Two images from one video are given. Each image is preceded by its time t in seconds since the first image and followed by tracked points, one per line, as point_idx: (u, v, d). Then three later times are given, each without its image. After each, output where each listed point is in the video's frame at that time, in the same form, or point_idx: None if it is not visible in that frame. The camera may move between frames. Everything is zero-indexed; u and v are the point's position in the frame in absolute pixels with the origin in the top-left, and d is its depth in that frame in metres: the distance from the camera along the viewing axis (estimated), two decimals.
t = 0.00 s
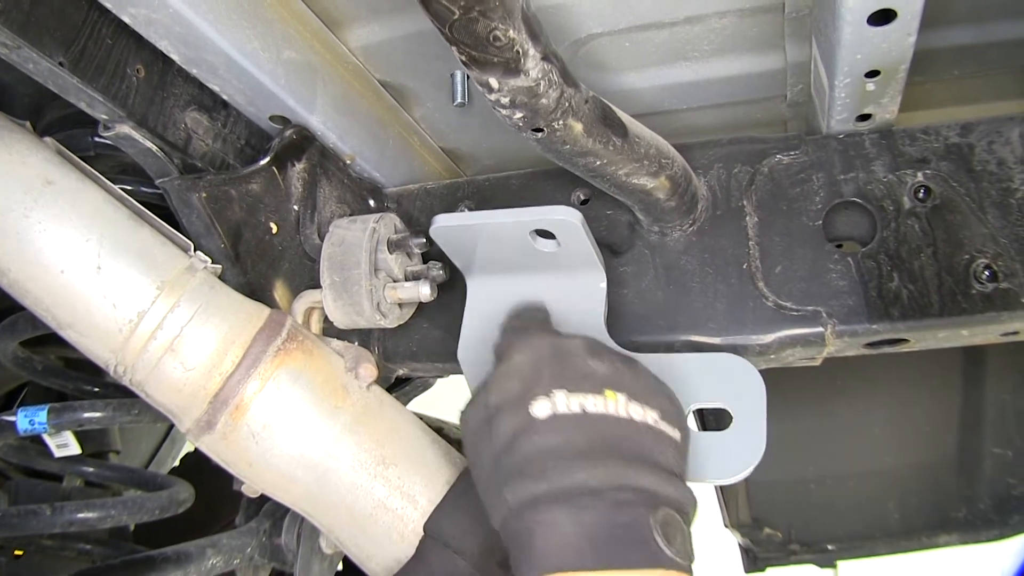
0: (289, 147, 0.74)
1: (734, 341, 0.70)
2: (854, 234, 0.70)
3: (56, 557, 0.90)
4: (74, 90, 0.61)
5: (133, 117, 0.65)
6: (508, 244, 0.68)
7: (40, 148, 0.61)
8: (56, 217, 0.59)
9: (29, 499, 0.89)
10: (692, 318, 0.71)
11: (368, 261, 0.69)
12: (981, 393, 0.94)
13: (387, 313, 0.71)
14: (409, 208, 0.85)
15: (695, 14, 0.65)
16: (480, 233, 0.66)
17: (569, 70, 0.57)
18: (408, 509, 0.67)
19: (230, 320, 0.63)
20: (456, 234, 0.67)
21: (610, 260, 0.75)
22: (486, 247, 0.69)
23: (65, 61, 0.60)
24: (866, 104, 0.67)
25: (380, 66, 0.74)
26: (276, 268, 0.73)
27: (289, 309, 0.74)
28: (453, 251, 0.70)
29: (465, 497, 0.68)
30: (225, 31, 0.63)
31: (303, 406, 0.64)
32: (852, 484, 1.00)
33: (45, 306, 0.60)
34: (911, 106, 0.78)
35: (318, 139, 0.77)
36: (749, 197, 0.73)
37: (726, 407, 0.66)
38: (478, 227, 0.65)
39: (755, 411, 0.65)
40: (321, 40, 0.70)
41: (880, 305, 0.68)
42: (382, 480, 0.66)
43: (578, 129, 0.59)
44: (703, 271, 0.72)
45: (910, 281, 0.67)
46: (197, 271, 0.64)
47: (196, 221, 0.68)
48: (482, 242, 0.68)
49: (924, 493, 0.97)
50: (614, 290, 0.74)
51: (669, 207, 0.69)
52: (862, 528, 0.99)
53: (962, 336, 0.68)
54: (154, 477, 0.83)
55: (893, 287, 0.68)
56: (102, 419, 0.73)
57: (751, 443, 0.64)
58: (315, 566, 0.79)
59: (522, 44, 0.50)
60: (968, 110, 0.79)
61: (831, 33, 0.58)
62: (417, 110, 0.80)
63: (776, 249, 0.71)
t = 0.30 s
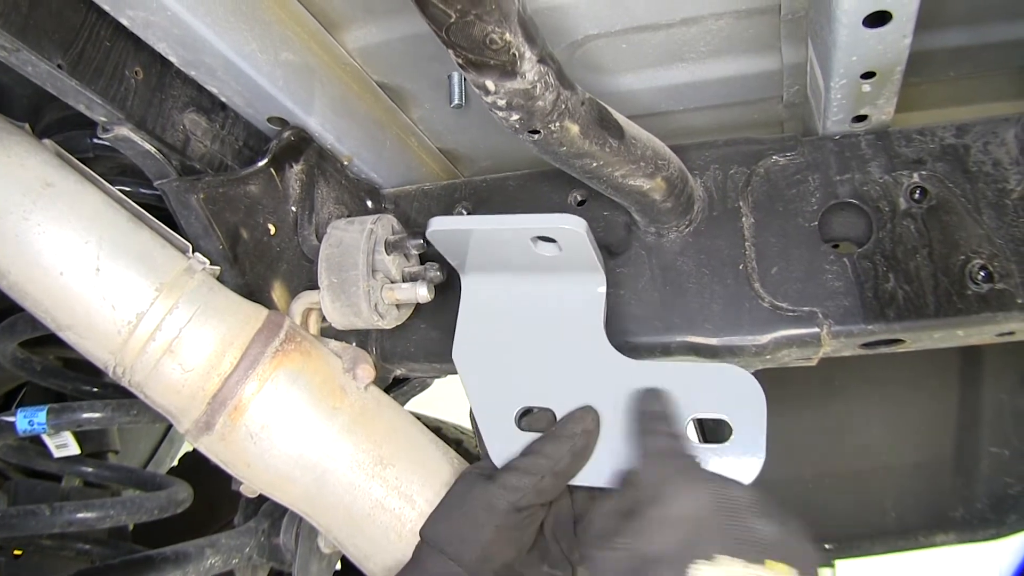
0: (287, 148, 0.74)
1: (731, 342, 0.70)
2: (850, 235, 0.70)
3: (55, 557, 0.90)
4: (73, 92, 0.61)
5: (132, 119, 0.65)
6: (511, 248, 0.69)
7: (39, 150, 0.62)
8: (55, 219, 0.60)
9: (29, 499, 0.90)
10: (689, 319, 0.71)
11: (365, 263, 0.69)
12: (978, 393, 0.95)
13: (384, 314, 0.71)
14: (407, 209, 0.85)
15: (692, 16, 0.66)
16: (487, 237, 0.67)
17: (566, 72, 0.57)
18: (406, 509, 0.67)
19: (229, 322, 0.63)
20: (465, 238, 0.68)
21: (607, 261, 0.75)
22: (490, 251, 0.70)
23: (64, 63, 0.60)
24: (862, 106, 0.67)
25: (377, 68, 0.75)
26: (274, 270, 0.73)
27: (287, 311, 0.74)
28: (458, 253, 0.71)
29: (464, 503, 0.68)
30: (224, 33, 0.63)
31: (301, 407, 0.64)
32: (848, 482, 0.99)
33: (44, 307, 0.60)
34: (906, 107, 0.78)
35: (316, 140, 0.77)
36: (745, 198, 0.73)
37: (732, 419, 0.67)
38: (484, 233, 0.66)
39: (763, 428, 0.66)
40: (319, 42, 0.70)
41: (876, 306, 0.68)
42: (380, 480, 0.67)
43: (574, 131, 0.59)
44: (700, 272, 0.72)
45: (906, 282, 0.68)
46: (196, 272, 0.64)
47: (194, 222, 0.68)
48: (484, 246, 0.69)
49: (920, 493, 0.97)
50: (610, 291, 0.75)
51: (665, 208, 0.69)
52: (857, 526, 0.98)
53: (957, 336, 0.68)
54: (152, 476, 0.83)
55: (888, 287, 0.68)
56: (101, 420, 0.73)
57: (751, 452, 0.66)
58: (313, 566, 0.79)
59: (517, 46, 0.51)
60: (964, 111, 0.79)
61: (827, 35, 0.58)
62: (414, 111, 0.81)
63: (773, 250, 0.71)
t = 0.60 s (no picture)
0: (286, 150, 0.74)
1: (728, 343, 0.70)
2: (848, 236, 0.71)
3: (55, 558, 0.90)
4: (72, 95, 0.62)
5: (131, 121, 0.65)
6: (503, 251, 0.69)
7: (39, 152, 0.62)
8: (55, 221, 0.60)
9: (29, 500, 0.90)
10: (686, 319, 0.72)
11: (364, 264, 0.69)
12: (976, 393, 0.94)
13: (383, 316, 0.71)
14: (405, 210, 0.85)
15: (689, 17, 0.66)
16: (480, 239, 0.67)
17: (564, 74, 0.58)
18: (404, 510, 0.67)
19: (228, 324, 0.63)
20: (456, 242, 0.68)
21: (605, 262, 0.76)
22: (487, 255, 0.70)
23: (63, 66, 0.60)
24: (859, 107, 0.67)
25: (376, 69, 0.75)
26: (273, 271, 0.74)
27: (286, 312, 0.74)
28: (451, 258, 0.71)
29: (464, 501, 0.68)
30: (223, 36, 0.63)
31: (300, 409, 0.64)
32: (847, 482, 0.98)
33: (44, 309, 0.60)
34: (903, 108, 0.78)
35: (314, 142, 0.77)
36: (743, 199, 0.73)
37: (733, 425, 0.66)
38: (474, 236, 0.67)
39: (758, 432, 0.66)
40: (317, 44, 0.71)
41: (873, 306, 0.68)
42: (379, 481, 0.67)
43: (572, 133, 0.60)
44: (698, 273, 0.73)
45: (903, 282, 0.68)
46: (195, 274, 0.64)
47: (193, 224, 0.68)
48: (478, 248, 0.69)
49: (918, 492, 0.97)
50: (608, 291, 0.75)
51: (663, 210, 0.70)
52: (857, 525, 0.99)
53: (954, 337, 0.69)
54: (152, 477, 0.83)
55: (885, 288, 0.68)
56: (100, 421, 0.74)
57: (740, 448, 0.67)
58: (313, 566, 0.80)
59: (515, 49, 0.51)
60: (961, 111, 0.79)
61: (825, 37, 0.58)
62: (413, 112, 0.81)
63: (770, 251, 0.71)
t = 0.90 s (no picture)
0: (286, 150, 0.74)
1: (727, 344, 0.70)
2: (847, 237, 0.71)
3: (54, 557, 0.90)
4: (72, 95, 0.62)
5: (131, 122, 0.65)
6: (513, 249, 0.70)
7: (39, 152, 0.62)
8: (55, 221, 0.60)
9: (28, 500, 0.90)
10: (686, 320, 0.72)
11: (364, 265, 0.69)
12: (975, 393, 0.94)
13: (383, 316, 0.71)
14: (405, 211, 0.86)
15: (689, 18, 0.66)
16: (489, 233, 0.68)
17: (563, 75, 0.58)
18: (404, 510, 0.68)
19: (228, 324, 0.63)
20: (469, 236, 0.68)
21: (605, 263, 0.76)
22: (495, 252, 0.71)
23: (63, 66, 0.61)
24: (858, 108, 0.67)
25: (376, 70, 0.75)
26: (273, 272, 0.74)
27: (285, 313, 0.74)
28: (464, 252, 0.72)
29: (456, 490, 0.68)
30: (223, 36, 0.63)
31: (300, 409, 0.64)
32: (845, 485, 0.98)
33: (44, 309, 0.61)
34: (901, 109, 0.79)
35: (314, 142, 0.77)
36: (743, 200, 0.73)
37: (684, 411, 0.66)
38: (484, 229, 0.67)
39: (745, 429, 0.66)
40: (317, 44, 0.71)
41: (872, 307, 0.68)
42: (379, 481, 0.67)
43: (572, 134, 0.60)
44: (697, 274, 0.73)
45: (902, 283, 0.68)
46: (195, 275, 0.64)
47: (193, 225, 0.68)
48: (485, 243, 0.70)
49: (916, 491, 0.97)
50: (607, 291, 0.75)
51: (662, 211, 0.70)
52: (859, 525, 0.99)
53: (953, 338, 0.69)
54: (152, 477, 0.83)
55: (884, 289, 0.68)
56: (100, 421, 0.74)
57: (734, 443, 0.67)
58: (312, 566, 0.80)
59: (515, 50, 0.51)
60: (960, 112, 0.80)
61: (824, 38, 0.58)
62: (412, 113, 0.81)
63: (770, 252, 0.71)
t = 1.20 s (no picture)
0: (286, 151, 0.74)
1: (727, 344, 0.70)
2: (846, 237, 0.71)
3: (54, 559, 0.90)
4: (72, 96, 0.62)
5: (131, 123, 0.65)
6: (503, 244, 0.73)
7: (39, 154, 0.62)
8: (55, 222, 0.60)
9: (28, 502, 0.90)
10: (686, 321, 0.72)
11: (364, 266, 0.69)
12: (974, 393, 0.94)
13: (383, 317, 0.71)
14: (405, 212, 0.85)
15: (689, 19, 0.66)
16: (481, 228, 0.72)
17: (563, 76, 0.58)
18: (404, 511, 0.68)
19: (228, 325, 0.63)
20: (462, 231, 0.72)
21: (605, 263, 0.76)
22: (484, 250, 0.74)
23: (63, 67, 0.61)
24: (858, 108, 0.67)
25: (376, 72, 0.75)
26: (273, 273, 0.74)
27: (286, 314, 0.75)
28: (461, 256, 0.75)
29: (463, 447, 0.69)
30: (223, 38, 0.63)
31: (300, 411, 0.64)
32: (845, 484, 0.98)
33: (45, 311, 0.61)
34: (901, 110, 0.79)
35: (314, 143, 0.77)
36: (743, 200, 0.73)
37: (677, 361, 0.69)
38: (477, 223, 0.72)
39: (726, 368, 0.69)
40: (318, 46, 0.71)
41: (872, 308, 0.68)
42: (380, 482, 0.67)
43: (573, 134, 0.60)
44: (697, 275, 0.73)
45: (902, 283, 0.68)
46: (195, 276, 0.64)
47: (193, 226, 0.68)
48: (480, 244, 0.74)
49: (915, 493, 0.97)
50: (608, 292, 0.75)
51: (662, 211, 0.70)
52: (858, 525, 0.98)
53: (953, 338, 0.69)
54: (152, 478, 0.83)
55: (885, 289, 0.68)
56: (101, 422, 0.74)
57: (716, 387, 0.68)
58: (313, 567, 0.80)
59: (516, 51, 0.51)
60: (961, 112, 0.79)
61: (824, 39, 0.58)
62: (412, 114, 0.81)
63: (770, 252, 0.71)
